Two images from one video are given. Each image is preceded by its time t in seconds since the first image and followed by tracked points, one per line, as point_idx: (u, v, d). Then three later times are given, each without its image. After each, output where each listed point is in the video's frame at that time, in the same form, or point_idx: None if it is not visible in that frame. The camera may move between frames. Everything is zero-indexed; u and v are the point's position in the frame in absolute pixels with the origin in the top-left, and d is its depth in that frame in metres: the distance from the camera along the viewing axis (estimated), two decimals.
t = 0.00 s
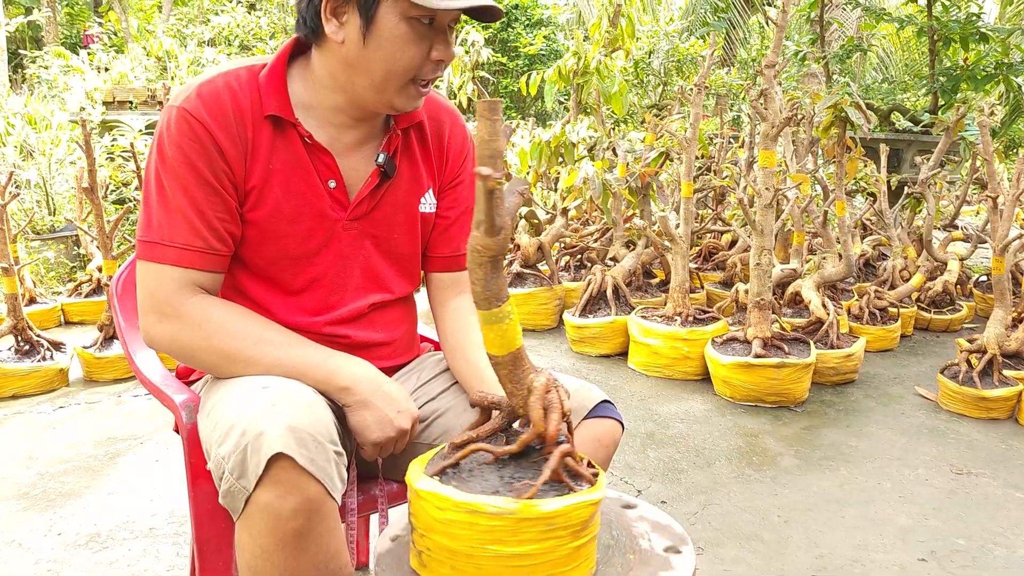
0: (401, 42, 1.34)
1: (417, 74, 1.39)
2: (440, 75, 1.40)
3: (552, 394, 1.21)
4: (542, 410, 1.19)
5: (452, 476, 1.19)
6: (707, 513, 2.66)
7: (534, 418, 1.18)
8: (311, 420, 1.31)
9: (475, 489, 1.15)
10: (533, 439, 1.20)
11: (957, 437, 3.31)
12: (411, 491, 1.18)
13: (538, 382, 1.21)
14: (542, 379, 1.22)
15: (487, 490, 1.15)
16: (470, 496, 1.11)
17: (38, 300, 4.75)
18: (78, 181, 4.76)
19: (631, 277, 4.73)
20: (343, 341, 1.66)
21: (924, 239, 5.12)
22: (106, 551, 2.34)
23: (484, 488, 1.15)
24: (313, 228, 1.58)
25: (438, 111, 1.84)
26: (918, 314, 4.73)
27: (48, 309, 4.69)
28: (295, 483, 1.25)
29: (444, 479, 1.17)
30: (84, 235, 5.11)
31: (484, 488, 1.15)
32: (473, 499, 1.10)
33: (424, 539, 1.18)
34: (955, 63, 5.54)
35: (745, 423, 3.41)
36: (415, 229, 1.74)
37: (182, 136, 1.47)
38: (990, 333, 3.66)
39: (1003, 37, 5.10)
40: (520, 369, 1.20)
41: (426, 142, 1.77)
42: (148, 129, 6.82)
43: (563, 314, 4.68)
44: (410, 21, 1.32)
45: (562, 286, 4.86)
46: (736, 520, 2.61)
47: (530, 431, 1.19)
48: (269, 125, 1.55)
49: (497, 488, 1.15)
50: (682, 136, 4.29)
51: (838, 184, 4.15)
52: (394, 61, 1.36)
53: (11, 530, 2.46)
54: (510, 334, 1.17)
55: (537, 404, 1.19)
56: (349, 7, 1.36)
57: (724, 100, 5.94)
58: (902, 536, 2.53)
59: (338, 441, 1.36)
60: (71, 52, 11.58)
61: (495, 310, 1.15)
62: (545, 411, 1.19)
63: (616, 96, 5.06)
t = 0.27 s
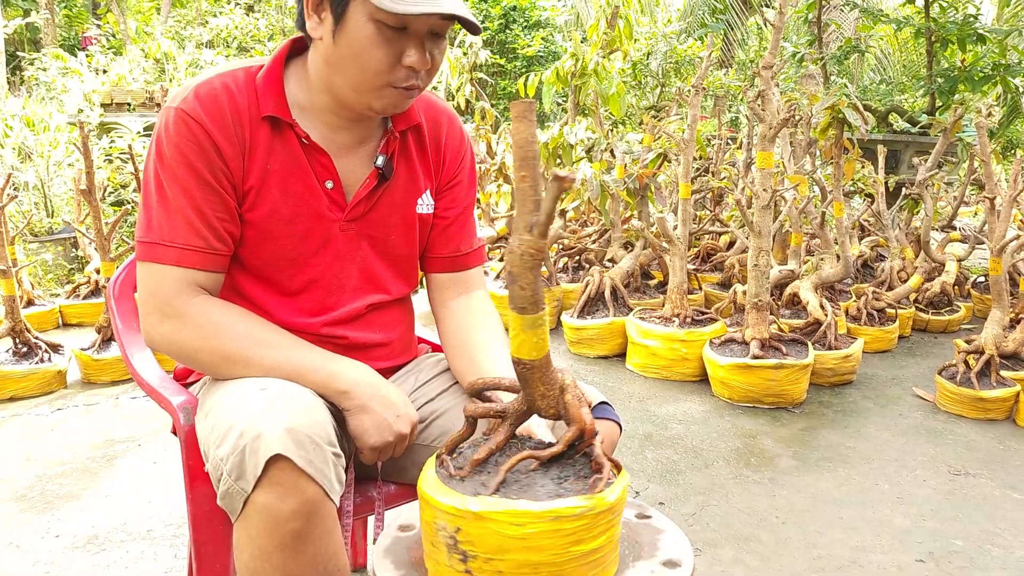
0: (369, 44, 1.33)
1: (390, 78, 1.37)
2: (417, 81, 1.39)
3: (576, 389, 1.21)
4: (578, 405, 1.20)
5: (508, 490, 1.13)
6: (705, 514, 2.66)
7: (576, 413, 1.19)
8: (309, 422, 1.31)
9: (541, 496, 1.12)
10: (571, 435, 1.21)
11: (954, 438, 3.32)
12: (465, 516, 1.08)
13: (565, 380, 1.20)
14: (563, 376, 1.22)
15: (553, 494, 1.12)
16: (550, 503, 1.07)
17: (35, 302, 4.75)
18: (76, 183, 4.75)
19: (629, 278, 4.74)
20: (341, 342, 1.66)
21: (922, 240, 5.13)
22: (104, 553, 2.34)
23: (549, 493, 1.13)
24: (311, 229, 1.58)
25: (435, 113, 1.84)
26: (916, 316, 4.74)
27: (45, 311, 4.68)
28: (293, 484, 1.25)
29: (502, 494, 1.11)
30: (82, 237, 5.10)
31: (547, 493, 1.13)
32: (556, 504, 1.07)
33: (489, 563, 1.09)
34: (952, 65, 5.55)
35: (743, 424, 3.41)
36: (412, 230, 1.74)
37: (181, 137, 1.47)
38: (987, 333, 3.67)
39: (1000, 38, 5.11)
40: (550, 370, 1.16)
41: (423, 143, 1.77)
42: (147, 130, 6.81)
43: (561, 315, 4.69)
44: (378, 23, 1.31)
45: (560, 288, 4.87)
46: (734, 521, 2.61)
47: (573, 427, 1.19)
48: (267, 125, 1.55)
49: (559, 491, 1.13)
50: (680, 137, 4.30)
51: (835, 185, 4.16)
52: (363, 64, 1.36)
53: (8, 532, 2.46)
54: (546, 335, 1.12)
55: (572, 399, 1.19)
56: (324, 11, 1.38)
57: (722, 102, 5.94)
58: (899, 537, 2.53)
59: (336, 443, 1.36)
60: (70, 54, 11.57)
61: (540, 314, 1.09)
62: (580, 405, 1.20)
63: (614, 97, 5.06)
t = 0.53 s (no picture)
0: (354, 42, 1.33)
1: (376, 77, 1.37)
2: (404, 80, 1.38)
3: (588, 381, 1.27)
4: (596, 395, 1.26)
5: (570, 488, 1.15)
6: (704, 514, 2.66)
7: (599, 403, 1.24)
8: (306, 423, 1.31)
9: (600, 486, 1.16)
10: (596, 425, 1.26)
11: (953, 438, 3.32)
12: (546, 522, 1.08)
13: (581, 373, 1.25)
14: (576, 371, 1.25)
15: (608, 483, 1.17)
16: (617, 489, 1.13)
17: (34, 304, 4.75)
18: (75, 184, 4.75)
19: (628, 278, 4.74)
20: (339, 342, 1.66)
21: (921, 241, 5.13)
22: (103, 554, 2.34)
23: (605, 482, 1.17)
24: (309, 229, 1.58)
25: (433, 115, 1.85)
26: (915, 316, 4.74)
27: (44, 313, 4.68)
28: (290, 486, 1.25)
29: (570, 494, 1.13)
30: (81, 239, 5.10)
31: (602, 483, 1.17)
32: (622, 490, 1.13)
33: (569, 564, 1.11)
34: (951, 65, 5.56)
35: (742, 425, 3.41)
36: (410, 231, 1.74)
37: (180, 137, 1.47)
38: (986, 334, 3.67)
39: (998, 39, 5.12)
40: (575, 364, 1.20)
41: (421, 145, 1.78)
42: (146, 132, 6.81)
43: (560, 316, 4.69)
44: (362, 22, 1.32)
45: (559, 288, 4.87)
46: (733, 522, 2.61)
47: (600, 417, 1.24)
48: (265, 126, 1.56)
49: (610, 480, 1.18)
50: (678, 138, 4.30)
51: (834, 185, 4.16)
52: (350, 62, 1.36)
53: (7, 533, 2.46)
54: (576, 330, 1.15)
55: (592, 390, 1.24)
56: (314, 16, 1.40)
57: (721, 103, 5.95)
58: (898, 538, 2.53)
59: (333, 444, 1.36)
60: (69, 56, 11.56)
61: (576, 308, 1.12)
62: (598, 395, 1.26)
63: (613, 98, 5.06)
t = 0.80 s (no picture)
0: (341, 41, 1.34)
1: (365, 73, 1.37)
2: (394, 77, 1.38)
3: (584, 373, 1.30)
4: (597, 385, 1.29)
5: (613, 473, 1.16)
6: (704, 515, 2.66)
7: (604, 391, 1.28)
8: (308, 423, 1.31)
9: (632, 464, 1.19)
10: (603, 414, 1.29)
11: (953, 438, 3.32)
12: (614, 510, 1.07)
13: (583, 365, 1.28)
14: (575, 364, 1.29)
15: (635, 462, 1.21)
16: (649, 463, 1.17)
17: (34, 304, 4.75)
18: (75, 185, 4.75)
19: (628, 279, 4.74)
20: (340, 341, 1.66)
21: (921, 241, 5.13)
22: (103, 555, 2.34)
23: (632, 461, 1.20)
24: (308, 228, 1.58)
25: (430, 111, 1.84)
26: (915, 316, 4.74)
27: (44, 313, 4.68)
28: (293, 485, 1.25)
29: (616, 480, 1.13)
30: (81, 239, 5.10)
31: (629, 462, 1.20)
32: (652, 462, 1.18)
33: (633, 547, 1.11)
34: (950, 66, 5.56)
35: (742, 425, 3.42)
36: (409, 229, 1.74)
37: (177, 138, 1.47)
38: (986, 334, 3.67)
39: (998, 39, 5.12)
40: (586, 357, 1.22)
41: (418, 142, 1.78)
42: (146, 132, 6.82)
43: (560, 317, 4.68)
44: (347, 21, 1.32)
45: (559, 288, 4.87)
46: (734, 522, 2.61)
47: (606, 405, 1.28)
48: (262, 125, 1.55)
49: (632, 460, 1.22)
50: (678, 138, 4.30)
51: (834, 185, 4.16)
52: (338, 61, 1.36)
53: (7, 534, 2.46)
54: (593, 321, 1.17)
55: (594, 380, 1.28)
56: (303, 18, 1.41)
57: (720, 103, 5.95)
58: (898, 538, 2.53)
59: (335, 444, 1.37)
60: (68, 56, 11.58)
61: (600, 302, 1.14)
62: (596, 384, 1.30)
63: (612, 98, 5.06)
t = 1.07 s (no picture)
0: (303, 45, 1.22)
1: (329, 78, 1.25)
2: (359, 82, 1.25)
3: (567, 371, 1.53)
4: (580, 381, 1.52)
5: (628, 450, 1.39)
6: (704, 515, 2.66)
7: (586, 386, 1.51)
8: (308, 422, 1.31)
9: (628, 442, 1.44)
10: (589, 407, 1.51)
11: (954, 438, 3.32)
12: (661, 483, 1.28)
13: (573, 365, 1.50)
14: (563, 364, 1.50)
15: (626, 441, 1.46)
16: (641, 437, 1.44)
17: (35, 305, 4.75)
18: (75, 186, 4.75)
19: (628, 279, 4.74)
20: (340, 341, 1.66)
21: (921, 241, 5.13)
22: (104, 555, 2.34)
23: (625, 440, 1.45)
24: (305, 229, 1.59)
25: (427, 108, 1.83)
26: (915, 316, 4.74)
27: (45, 314, 4.68)
28: (293, 485, 1.25)
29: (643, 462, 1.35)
30: (81, 240, 5.10)
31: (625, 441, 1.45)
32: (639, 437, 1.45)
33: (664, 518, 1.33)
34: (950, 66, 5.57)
35: (743, 425, 3.42)
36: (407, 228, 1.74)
37: (168, 142, 1.47)
38: (986, 334, 3.67)
39: (997, 39, 5.12)
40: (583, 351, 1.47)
41: (416, 140, 1.77)
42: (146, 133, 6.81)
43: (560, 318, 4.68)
44: (307, 23, 1.19)
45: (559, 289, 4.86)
46: (734, 522, 2.61)
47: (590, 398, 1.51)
48: (256, 127, 1.55)
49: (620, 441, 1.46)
50: (679, 138, 4.30)
51: (834, 186, 4.16)
52: (303, 66, 1.25)
53: (7, 534, 2.46)
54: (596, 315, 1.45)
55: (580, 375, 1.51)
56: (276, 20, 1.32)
57: (720, 104, 5.95)
58: (899, 537, 2.53)
59: (335, 443, 1.37)
60: (69, 57, 11.58)
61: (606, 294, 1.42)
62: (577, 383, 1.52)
63: (613, 99, 5.06)
